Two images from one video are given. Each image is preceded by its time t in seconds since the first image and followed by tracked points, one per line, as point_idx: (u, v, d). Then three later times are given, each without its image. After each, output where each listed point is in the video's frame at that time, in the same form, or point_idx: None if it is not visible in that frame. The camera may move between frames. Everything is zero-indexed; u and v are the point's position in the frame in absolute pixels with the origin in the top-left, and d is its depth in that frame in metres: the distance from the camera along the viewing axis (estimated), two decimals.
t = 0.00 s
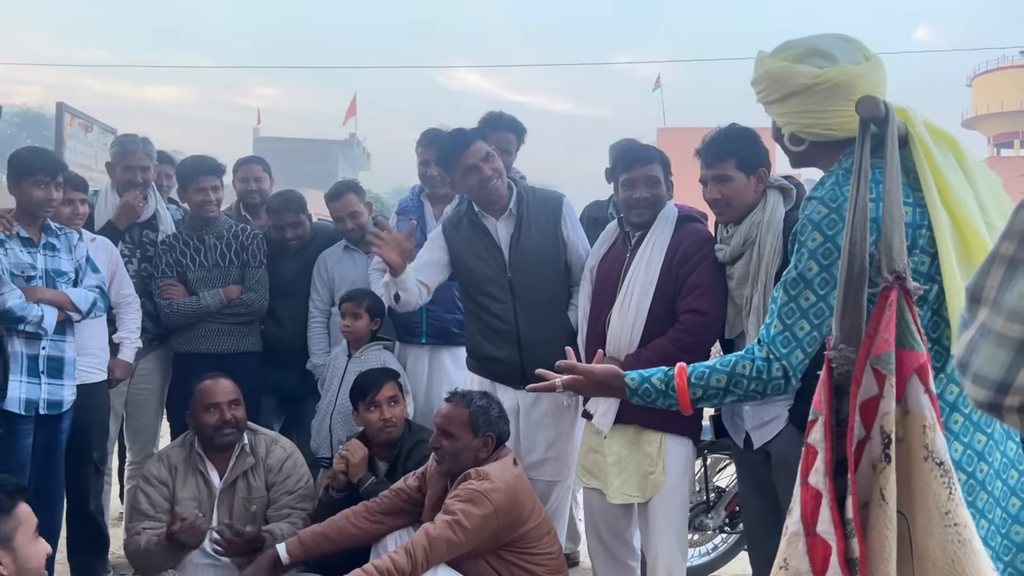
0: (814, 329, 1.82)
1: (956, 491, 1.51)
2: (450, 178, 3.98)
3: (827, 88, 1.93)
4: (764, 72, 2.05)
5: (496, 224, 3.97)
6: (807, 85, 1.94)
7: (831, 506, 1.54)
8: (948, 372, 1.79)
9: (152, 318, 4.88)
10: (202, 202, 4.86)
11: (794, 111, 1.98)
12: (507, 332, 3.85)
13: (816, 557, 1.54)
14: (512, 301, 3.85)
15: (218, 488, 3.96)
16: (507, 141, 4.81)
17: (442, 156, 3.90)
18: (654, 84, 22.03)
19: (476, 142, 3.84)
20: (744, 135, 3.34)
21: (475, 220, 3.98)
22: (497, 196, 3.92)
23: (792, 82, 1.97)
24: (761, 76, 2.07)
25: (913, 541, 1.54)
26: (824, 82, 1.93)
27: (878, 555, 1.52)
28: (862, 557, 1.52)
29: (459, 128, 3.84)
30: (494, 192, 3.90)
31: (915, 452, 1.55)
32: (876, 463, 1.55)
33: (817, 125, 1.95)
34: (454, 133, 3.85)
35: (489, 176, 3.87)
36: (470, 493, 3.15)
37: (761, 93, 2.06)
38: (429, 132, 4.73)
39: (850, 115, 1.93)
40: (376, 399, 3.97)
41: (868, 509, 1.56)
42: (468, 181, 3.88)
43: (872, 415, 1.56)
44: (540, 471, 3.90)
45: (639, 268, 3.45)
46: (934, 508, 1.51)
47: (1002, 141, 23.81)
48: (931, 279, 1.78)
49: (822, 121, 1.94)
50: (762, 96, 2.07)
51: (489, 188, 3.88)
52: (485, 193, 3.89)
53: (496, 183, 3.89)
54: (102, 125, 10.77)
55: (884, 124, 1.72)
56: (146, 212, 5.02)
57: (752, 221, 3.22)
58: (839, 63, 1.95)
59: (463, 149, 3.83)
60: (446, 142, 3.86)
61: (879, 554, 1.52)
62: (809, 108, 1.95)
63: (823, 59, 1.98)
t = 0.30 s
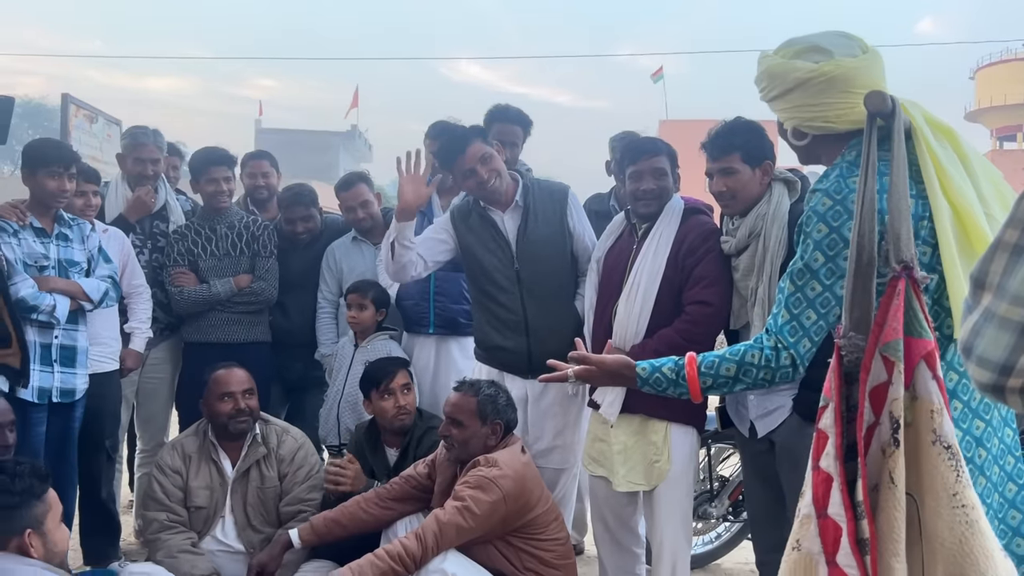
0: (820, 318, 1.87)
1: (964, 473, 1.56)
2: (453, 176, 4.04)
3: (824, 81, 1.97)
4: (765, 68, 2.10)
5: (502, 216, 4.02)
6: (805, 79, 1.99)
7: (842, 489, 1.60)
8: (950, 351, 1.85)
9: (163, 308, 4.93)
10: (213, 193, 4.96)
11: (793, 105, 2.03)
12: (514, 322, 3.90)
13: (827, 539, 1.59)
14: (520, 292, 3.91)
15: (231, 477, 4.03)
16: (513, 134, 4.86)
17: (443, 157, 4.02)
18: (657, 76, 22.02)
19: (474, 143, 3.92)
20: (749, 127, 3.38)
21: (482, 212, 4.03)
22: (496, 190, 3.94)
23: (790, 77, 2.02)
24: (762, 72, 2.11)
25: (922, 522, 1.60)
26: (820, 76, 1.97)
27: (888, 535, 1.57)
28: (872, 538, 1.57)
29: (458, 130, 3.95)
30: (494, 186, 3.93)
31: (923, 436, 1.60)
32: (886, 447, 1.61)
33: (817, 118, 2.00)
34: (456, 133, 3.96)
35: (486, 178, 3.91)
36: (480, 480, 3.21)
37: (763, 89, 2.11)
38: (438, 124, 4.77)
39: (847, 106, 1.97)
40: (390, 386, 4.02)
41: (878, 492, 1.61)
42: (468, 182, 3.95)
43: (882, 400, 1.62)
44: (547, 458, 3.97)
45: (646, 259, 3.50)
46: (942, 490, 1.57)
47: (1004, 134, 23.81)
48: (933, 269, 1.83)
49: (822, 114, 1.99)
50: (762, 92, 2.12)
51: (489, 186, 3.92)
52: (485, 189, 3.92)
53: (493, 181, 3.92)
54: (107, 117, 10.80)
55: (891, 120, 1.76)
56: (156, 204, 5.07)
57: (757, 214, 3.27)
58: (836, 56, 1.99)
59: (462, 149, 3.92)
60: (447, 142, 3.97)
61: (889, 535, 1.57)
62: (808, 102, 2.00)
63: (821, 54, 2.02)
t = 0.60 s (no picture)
0: (820, 307, 1.92)
1: (964, 456, 1.61)
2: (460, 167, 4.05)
3: (825, 75, 2.01)
4: (769, 62, 2.14)
5: (506, 209, 4.06)
6: (807, 73, 2.03)
7: (845, 472, 1.64)
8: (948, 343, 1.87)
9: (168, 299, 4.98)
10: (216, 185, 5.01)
11: (795, 98, 2.07)
12: (517, 314, 3.95)
13: (830, 519, 1.65)
14: (522, 283, 3.95)
15: (237, 467, 4.08)
16: (515, 127, 4.90)
17: (455, 143, 3.99)
18: (656, 69, 22.01)
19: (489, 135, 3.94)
20: (751, 120, 3.42)
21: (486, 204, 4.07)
22: (507, 186, 4.00)
23: (793, 71, 2.06)
24: (766, 67, 2.16)
25: (923, 504, 1.65)
26: (821, 70, 2.01)
27: (890, 517, 1.62)
28: (874, 519, 1.62)
29: (474, 117, 3.93)
30: (505, 182, 3.98)
31: (925, 420, 1.65)
32: (888, 431, 1.66)
33: (818, 111, 2.04)
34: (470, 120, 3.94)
35: (501, 168, 3.95)
36: (484, 468, 3.26)
37: (767, 83, 2.16)
38: (442, 117, 4.81)
39: (847, 100, 2.00)
40: (399, 379, 4.07)
41: (880, 474, 1.66)
42: (478, 172, 3.97)
43: (885, 386, 1.66)
44: (548, 448, 4.02)
45: (648, 251, 3.54)
46: (943, 473, 1.62)
47: (1002, 129, 23.83)
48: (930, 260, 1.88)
49: (822, 106, 2.03)
50: (766, 86, 2.16)
51: (500, 179, 3.97)
52: (495, 183, 3.97)
53: (506, 175, 3.98)
54: (108, 109, 10.82)
55: (898, 113, 1.83)
56: (161, 196, 5.11)
57: (758, 206, 3.31)
58: (838, 51, 2.03)
59: (477, 140, 3.92)
60: (461, 129, 3.94)
61: (891, 517, 1.62)
62: (810, 95, 2.04)
63: (823, 49, 2.06)
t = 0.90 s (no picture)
0: (807, 296, 1.94)
1: (955, 447, 1.64)
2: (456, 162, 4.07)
3: (827, 62, 2.05)
4: (766, 53, 2.16)
5: (501, 204, 4.09)
6: (809, 61, 2.06)
7: (837, 462, 1.67)
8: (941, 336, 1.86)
9: (163, 292, 4.99)
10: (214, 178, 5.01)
11: (797, 85, 2.09)
12: (510, 306, 3.97)
13: (822, 509, 1.67)
14: (517, 277, 3.98)
15: (232, 458, 4.10)
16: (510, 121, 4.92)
17: (450, 137, 4.01)
18: (651, 64, 22.00)
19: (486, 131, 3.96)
20: (745, 114, 3.44)
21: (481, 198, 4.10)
22: (500, 183, 4.02)
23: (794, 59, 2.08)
24: (762, 58, 2.17)
25: (914, 493, 1.67)
26: (824, 57, 2.04)
27: (881, 505, 1.65)
28: (866, 507, 1.65)
29: (472, 112, 3.95)
30: (498, 179, 4.00)
31: (917, 411, 1.68)
32: (881, 421, 1.68)
33: (821, 98, 2.06)
34: (468, 114, 3.96)
35: (493, 167, 3.97)
36: (479, 460, 3.29)
37: (765, 73, 2.16)
38: (438, 111, 4.83)
39: (849, 87, 2.04)
40: (396, 375, 4.08)
41: (873, 464, 1.69)
42: (472, 167, 3.99)
43: (878, 376, 1.70)
44: (543, 440, 4.06)
45: (641, 245, 3.57)
46: (934, 463, 1.64)
47: (996, 124, 23.90)
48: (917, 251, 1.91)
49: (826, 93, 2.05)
50: (762, 77, 2.17)
51: (493, 176, 3.98)
52: (488, 179, 3.99)
53: (500, 172, 3.99)
54: (102, 103, 10.83)
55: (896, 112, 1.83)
56: (157, 189, 5.13)
57: (751, 201, 3.35)
58: (836, 40, 2.07)
59: (473, 135, 3.94)
60: (459, 123, 3.96)
61: (883, 506, 1.65)
62: (813, 81, 2.06)
63: (820, 39, 2.10)
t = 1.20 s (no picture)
0: (798, 296, 1.96)
1: (941, 439, 1.65)
2: (451, 156, 4.08)
3: (835, 51, 2.09)
4: (766, 45, 2.16)
5: (493, 201, 4.10)
6: (818, 49, 2.09)
7: (825, 455, 1.68)
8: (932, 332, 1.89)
9: (155, 289, 4.99)
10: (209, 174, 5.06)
11: (806, 73, 2.09)
12: (500, 304, 3.99)
13: (810, 501, 1.68)
14: (508, 275, 4.00)
15: (223, 454, 4.11)
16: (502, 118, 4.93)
17: (449, 131, 3.99)
18: (643, 61, 22.04)
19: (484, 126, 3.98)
20: (734, 113, 3.46)
21: (473, 195, 4.12)
22: (496, 179, 4.04)
23: (802, 48, 2.10)
24: (761, 49, 2.17)
25: (900, 485, 1.69)
26: (832, 46, 2.09)
27: (869, 497, 1.66)
28: (854, 499, 1.66)
29: (469, 106, 3.96)
30: (494, 175, 4.02)
31: (903, 404, 1.69)
32: (868, 414, 1.69)
33: (832, 85, 2.07)
34: (466, 109, 3.96)
35: (490, 160, 3.99)
36: (469, 456, 3.30)
37: (767, 63, 2.14)
38: (430, 108, 4.84)
39: (855, 77, 2.09)
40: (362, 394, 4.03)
41: (860, 457, 1.70)
42: (469, 161, 4.00)
43: (865, 369, 1.70)
44: (532, 437, 4.09)
45: (630, 242, 3.59)
46: (920, 455, 1.66)
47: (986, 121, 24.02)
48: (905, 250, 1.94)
49: (836, 80, 2.07)
50: (762, 67, 2.15)
51: (489, 171, 4.00)
52: (483, 173, 4.00)
53: (495, 167, 4.01)
54: (93, 99, 10.80)
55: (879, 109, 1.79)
56: (148, 186, 5.13)
57: (740, 199, 3.37)
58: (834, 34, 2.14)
59: (472, 129, 3.95)
60: (457, 117, 3.96)
61: (870, 498, 1.66)
62: (823, 68, 2.08)
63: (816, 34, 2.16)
